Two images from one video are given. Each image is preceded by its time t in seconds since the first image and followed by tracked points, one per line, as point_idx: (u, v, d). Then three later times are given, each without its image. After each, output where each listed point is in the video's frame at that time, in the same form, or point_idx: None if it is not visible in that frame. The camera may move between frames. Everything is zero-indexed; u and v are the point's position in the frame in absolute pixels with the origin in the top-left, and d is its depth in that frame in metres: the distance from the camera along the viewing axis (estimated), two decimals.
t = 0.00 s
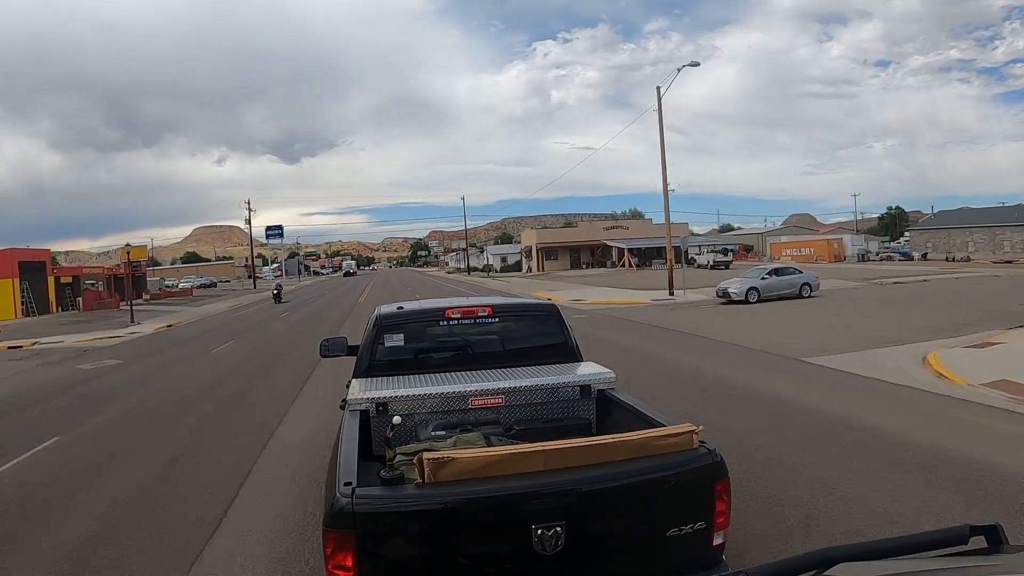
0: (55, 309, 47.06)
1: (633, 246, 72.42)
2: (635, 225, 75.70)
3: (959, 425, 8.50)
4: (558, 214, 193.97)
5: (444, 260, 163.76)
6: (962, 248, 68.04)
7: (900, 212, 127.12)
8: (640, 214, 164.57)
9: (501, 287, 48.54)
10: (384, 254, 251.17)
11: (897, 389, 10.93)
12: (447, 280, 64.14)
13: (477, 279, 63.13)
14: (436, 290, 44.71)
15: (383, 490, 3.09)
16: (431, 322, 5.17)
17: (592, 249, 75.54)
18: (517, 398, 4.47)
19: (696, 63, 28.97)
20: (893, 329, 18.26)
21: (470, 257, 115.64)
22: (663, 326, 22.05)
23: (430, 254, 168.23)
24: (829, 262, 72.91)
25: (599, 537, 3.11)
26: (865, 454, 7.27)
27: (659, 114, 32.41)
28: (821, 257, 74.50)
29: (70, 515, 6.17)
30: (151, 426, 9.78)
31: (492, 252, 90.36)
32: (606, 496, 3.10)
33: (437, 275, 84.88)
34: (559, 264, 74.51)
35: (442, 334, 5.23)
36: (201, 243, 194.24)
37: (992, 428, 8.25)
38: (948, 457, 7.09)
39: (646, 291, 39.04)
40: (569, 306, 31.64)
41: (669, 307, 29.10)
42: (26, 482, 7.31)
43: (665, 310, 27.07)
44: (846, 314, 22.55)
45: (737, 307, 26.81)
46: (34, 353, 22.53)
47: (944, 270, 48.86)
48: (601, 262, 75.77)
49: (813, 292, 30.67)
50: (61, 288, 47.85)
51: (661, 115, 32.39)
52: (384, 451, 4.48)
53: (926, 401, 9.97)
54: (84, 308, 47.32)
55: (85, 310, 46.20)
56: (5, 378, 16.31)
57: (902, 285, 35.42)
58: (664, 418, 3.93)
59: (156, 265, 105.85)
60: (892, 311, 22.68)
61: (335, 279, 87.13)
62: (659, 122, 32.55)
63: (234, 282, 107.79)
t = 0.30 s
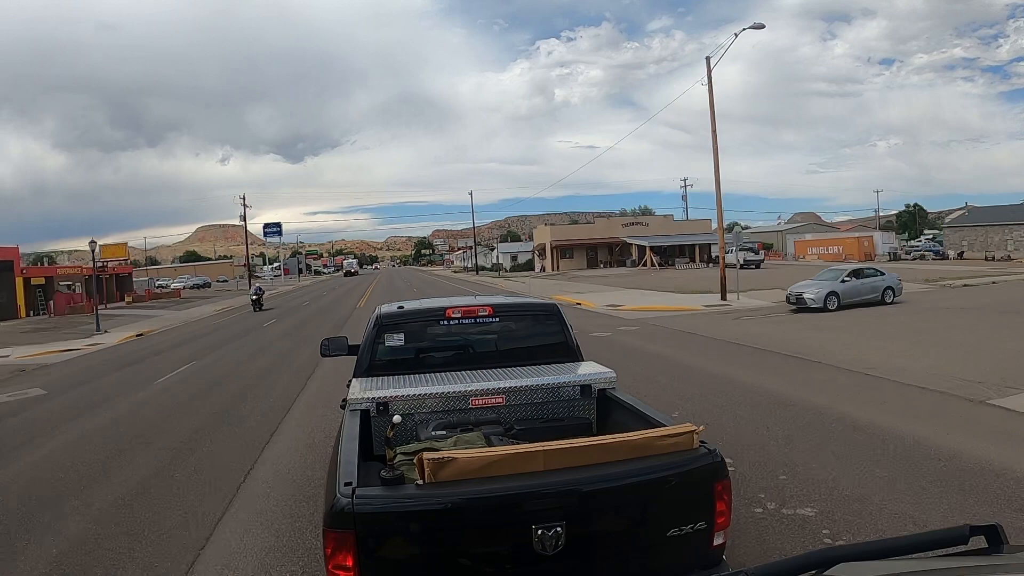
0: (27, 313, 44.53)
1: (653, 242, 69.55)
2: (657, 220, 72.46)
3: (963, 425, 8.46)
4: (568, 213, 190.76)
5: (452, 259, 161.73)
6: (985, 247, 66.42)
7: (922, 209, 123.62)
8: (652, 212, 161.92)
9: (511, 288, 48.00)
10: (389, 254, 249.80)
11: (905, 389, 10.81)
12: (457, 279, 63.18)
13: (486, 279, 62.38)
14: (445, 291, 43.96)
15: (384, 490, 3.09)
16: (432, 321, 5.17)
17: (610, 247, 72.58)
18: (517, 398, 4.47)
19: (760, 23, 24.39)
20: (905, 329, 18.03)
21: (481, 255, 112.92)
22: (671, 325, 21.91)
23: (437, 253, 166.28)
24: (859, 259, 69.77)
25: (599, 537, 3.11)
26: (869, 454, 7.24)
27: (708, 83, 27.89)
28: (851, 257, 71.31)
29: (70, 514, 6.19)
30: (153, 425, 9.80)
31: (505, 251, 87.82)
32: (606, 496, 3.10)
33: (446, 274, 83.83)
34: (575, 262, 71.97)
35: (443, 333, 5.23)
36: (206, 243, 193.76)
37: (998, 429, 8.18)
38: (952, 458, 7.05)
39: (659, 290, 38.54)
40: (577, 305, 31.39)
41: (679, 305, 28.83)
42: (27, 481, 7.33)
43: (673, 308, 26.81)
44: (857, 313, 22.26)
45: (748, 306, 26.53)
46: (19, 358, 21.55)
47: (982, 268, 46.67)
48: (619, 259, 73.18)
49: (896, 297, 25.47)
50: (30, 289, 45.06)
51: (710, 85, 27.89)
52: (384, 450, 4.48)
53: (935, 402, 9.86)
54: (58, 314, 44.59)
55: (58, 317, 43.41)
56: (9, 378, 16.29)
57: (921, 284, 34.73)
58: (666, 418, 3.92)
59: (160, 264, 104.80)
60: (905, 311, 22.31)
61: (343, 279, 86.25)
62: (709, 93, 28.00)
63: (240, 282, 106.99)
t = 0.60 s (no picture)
0: None
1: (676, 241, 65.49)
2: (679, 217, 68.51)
3: (965, 424, 8.43)
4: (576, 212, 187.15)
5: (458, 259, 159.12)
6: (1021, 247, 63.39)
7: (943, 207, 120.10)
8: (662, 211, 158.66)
9: (515, 289, 47.50)
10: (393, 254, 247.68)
11: (911, 389, 10.71)
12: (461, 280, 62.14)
13: (491, 280, 61.59)
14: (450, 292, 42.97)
15: (384, 490, 3.09)
16: (432, 322, 5.16)
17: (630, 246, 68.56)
18: (517, 398, 4.47)
19: None
20: (913, 330, 17.84)
21: (491, 254, 109.14)
22: (675, 325, 21.79)
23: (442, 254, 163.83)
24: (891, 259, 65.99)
25: (598, 537, 3.10)
26: (870, 454, 7.22)
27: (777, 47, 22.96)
28: (884, 256, 67.60)
29: (69, 515, 6.19)
30: (152, 427, 9.77)
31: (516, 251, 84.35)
32: (606, 496, 3.10)
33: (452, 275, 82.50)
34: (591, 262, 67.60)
35: (442, 334, 5.24)
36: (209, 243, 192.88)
37: (1001, 430, 8.12)
38: (955, 457, 7.04)
39: (668, 289, 37.95)
40: (581, 307, 31.13)
41: (686, 303, 28.59)
42: (25, 483, 7.32)
43: (680, 308, 26.49)
44: (865, 314, 22.01)
45: (755, 305, 26.28)
46: None
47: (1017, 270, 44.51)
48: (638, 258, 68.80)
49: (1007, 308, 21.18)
50: None
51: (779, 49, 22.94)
52: (384, 451, 4.48)
53: (940, 402, 9.77)
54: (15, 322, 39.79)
55: (16, 322, 38.59)
56: (8, 380, 16.17)
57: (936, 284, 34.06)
58: (666, 418, 3.91)
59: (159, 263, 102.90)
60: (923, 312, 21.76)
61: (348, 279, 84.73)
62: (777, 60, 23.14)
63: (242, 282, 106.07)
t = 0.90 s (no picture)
0: None
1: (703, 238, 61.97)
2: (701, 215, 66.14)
3: (969, 425, 8.41)
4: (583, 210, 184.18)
5: (464, 258, 157.04)
6: None
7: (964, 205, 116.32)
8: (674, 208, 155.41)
9: (519, 288, 47.02)
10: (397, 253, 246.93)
11: (915, 390, 10.63)
12: (466, 279, 61.13)
13: (495, 280, 60.90)
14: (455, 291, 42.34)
15: (384, 490, 3.09)
16: (431, 321, 5.17)
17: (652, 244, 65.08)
18: (517, 398, 4.47)
19: None
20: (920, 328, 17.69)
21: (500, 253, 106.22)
22: (679, 324, 21.67)
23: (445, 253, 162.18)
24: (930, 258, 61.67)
25: (598, 538, 3.10)
26: (872, 455, 7.20)
27: None
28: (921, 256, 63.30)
29: (69, 517, 6.18)
30: (152, 427, 9.73)
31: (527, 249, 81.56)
32: (606, 496, 3.09)
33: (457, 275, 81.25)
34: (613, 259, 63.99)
35: (443, 333, 5.24)
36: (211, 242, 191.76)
37: (1004, 430, 8.07)
38: (958, 457, 7.02)
39: (675, 288, 37.50)
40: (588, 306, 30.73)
41: (690, 301, 28.40)
42: (24, 484, 7.29)
43: (686, 307, 26.27)
44: (872, 312, 21.81)
45: (760, 303, 26.09)
46: None
47: None
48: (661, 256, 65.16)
49: None
50: None
51: None
52: (384, 450, 4.48)
53: (944, 403, 9.70)
54: None
55: None
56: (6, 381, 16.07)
57: (947, 283, 33.59)
58: (665, 418, 3.91)
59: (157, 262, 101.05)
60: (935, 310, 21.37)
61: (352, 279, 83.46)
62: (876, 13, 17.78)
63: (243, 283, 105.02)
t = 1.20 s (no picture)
0: None
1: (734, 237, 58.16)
2: (729, 211, 62.64)
3: (970, 425, 8.39)
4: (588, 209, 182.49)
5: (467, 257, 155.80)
6: None
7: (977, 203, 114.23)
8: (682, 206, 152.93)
9: (524, 288, 46.49)
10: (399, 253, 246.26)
11: (919, 391, 10.55)
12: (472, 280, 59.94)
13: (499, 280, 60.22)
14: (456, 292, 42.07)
15: (383, 490, 3.09)
16: (432, 321, 5.17)
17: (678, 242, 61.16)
18: (518, 398, 4.47)
19: None
20: (925, 326, 17.58)
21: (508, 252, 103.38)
22: (682, 325, 21.56)
23: (448, 253, 160.91)
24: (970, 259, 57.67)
25: (598, 538, 3.10)
26: (874, 455, 7.17)
27: None
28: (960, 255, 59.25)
29: (71, 518, 6.19)
30: (152, 429, 9.71)
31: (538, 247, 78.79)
32: (605, 496, 3.09)
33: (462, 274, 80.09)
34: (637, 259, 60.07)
35: (443, 333, 5.24)
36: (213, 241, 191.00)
37: (1008, 431, 8.02)
38: (962, 458, 6.99)
39: (692, 289, 36.19)
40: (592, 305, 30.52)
41: (735, 305, 25.96)
42: (24, 485, 7.30)
43: (690, 308, 26.11)
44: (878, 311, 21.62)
45: (765, 302, 25.93)
46: None
47: None
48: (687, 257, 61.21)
49: None
50: None
51: None
52: (384, 450, 4.48)
53: (949, 404, 9.63)
54: None
55: None
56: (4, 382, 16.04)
57: (958, 283, 33.10)
58: (665, 418, 3.91)
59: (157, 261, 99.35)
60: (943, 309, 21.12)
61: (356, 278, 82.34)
62: None
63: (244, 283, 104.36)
